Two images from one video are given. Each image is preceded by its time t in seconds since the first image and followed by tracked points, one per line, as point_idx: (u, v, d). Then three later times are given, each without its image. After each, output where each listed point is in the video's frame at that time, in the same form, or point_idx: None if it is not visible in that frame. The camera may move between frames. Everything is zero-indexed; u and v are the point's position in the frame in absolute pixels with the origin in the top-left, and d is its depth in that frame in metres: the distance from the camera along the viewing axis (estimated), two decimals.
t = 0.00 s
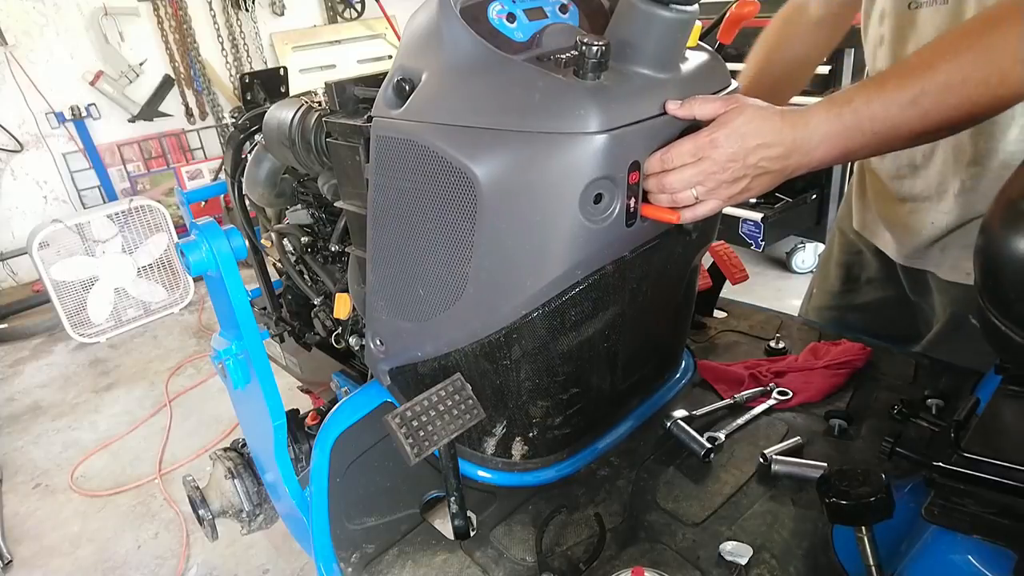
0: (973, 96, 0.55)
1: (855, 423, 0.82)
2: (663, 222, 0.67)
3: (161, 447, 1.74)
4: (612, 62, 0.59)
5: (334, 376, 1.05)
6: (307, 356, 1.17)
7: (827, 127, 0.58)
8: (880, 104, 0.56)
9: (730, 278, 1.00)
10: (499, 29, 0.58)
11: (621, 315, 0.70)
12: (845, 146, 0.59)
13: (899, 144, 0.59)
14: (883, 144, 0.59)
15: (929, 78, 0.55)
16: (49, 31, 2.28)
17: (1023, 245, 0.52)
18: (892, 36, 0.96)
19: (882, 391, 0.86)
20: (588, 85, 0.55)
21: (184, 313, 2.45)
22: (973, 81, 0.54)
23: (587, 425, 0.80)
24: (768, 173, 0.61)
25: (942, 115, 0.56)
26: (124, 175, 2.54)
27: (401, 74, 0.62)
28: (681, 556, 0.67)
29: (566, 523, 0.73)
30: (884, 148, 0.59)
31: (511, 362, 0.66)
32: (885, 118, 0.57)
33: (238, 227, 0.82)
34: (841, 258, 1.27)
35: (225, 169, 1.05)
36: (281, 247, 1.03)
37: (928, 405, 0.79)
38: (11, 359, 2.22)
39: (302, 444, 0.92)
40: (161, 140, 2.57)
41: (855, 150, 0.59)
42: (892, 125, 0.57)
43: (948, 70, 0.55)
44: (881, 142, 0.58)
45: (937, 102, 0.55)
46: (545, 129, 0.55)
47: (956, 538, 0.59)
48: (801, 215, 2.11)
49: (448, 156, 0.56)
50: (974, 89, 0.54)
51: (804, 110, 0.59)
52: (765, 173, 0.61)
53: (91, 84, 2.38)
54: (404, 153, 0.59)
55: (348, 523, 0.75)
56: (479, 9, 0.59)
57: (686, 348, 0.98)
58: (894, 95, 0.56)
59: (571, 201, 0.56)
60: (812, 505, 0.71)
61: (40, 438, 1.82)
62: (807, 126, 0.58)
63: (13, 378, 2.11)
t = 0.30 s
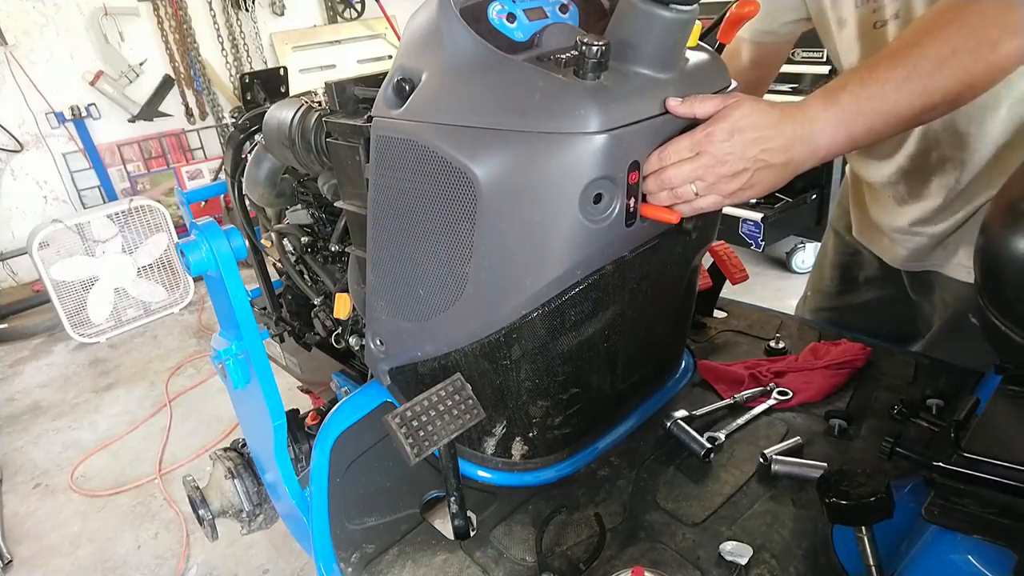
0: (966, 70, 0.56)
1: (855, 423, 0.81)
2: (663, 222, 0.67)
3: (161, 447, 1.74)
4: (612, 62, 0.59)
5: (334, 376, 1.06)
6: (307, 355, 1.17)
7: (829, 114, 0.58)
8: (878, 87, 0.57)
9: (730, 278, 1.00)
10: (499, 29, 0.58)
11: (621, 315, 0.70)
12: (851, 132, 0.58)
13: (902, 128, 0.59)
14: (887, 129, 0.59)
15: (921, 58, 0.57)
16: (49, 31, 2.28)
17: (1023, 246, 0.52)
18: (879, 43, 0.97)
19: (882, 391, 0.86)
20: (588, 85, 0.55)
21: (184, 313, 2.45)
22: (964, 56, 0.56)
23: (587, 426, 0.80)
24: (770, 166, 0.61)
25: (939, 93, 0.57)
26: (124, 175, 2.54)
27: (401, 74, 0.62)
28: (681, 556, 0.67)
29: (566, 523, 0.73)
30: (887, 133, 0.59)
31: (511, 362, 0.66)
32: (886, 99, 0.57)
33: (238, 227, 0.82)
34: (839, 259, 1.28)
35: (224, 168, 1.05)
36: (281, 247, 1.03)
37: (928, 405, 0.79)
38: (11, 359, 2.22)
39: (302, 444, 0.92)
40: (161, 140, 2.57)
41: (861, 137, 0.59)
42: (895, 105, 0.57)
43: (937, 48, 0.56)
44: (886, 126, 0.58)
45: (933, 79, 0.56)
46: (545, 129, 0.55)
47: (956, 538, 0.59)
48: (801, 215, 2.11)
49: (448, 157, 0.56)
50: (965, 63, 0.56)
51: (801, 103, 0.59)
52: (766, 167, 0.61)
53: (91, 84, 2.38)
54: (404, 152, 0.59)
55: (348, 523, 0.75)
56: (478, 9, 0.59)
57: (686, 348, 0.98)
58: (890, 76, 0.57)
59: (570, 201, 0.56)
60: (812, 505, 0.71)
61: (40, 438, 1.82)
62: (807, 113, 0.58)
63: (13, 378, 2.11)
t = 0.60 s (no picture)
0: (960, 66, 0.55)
1: (855, 423, 0.81)
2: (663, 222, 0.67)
3: (161, 447, 1.74)
4: (612, 62, 0.59)
5: (334, 376, 1.06)
6: (307, 355, 1.17)
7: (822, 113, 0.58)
8: (870, 85, 0.57)
9: (730, 278, 1.00)
10: (499, 29, 0.58)
11: (622, 316, 0.70)
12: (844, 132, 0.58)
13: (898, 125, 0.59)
14: (882, 127, 0.58)
15: (912, 55, 0.56)
16: (49, 31, 2.28)
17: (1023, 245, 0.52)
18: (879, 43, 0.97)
19: (882, 390, 0.86)
20: (588, 85, 0.55)
21: (184, 313, 2.45)
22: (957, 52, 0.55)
23: (588, 426, 0.80)
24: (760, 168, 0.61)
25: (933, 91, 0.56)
26: (124, 175, 2.54)
27: (401, 74, 0.62)
28: (681, 556, 0.67)
29: (566, 523, 0.73)
30: (883, 131, 0.59)
31: (511, 362, 0.66)
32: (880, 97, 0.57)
33: (238, 227, 0.82)
34: (838, 258, 1.27)
35: (224, 168, 1.05)
36: (281, 247, 1.03)
37: (928, 405, 0.79)
38: (11, 359, 2.22)
39: (302, 444, 0.92)
40: (161, 140, 2.57)
41: (856, 136, 0.59)
42: (888, 103, 0.57)
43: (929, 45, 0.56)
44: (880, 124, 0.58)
45: (927, 76, 0.56)
46: (543, 129, 0.55)
47: (956, 538, 0.59)
48: (801, 215, 2.11)
49: (447, 156, 0.56)
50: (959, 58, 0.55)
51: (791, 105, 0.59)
52: (758, 171, 0.61)
53: (91, 84, 2.38)
54: (403, 152, 0.59)
55: (348, 523, 0.75)
56: (478, 9, 0.59)
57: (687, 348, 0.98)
58: (882, 75, 0.57)
59: (570, 202, 0.56)
60: (812, 505, 0.71)
61: (40, 438, 1.82)
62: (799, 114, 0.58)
63: (13, 378, 2.11)
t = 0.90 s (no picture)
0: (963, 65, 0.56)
1: (855, 423, 0.82)
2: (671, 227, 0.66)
3: (161, 447, 1.74)
4: (612, 62, 0.59)
5: (334, 376, 1.06)
6: (307, 355, 1.17)
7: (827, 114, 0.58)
8: (874, 87, 0.57)
9: (730, 278, 1.00)
10: (499, 29, 0.58)
11: (630, 322, 0.69)
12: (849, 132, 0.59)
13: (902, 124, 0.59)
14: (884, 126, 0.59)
15: (917, 55, 0.56)
16: (49, 31, 2.28)
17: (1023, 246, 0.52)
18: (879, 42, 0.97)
19: (882, 391, 0.86)
20: (588, 85, 0.55)
21: (184, 313, 2.45)
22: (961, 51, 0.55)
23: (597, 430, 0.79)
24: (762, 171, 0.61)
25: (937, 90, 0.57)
26: (124, 175, 2.54)
27: (401, 74, 0.62)
28: (681, 556, 0.67)
29: (565, 523, 0.73)
30: (887, 131, 0.59)
31: (513, 363, 0.65)
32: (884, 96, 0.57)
33: (238, 227, 0.82)
34: (840, 259, 1.27)
35: (224, 168, 1.05)
36: (281, 247, 1.03)
37: (928, 405, 0.79)
38: (11, 359, 2.22)
39: (302, 444, 0.92)
40: (161, 140, 2.57)
41: (860, 138, 0.59)
42: (891, 103, 0.57)
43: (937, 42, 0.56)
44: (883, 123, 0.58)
45: (931, 76, 0.56)
46: (546, 129, 0.55)
47: (956, 538, 0.59)
48: (801, 215, 2.11)
49: (450, 157, 0.56)
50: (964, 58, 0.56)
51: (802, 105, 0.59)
52: (765, 172, 0.61)
53: (91, 84, 2.38)
54: (408, 151, 0.59)
55: (348, 523, 0.75)
56: (479, 9, 0.59)
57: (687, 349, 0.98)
58: (887, 76, 0.57)
59: (573, 203, 0.56)
60: (812, 505, 0.71)
61: (40, 438, 1.82)
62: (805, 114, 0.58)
63: (13, 378, 2.11)
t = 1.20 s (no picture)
0: (969, 73, 0.54)
1: (855, 423, 0.82)
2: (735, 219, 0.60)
3: (161, 447, 1.74)
4: (612, 63, 0.59)
5: (334, 376, 1.06)
6: (307, 355, 1.17)
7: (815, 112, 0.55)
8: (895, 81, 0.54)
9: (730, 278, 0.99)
10: (499, 29, 0.58)
11: (702, 323, 0.64)
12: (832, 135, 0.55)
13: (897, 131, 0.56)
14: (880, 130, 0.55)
15: (937, 55, 0.54)
16: (48, 31, 2.28)
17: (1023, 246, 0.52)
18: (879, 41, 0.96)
19: (882, 391, 0.86)
20: (588, 85, 0.55)
21: (184, 313, 2.45)
22: (965, 58, 0.54)
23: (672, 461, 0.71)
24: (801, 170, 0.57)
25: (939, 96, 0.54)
26: (124, 175, 2.54)
27: (401, 74, 0.62)
28: (681, 556, 0.67)
29: (566, 523, 0.73)
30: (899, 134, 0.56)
31: (585, 382, 0.60)
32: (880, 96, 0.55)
33: (238, 227, 0.82)
34: (839, 258, 1.26)
35: (224, 168, 1.05)
36: (281, 247, 1.03)
37: (928, 405, 0.79)
38: (11, 360, 2.22)
39: (302, 444, 0.93)
40: (161, 140, 2.57)
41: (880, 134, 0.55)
42: (914, 102, 0.54)
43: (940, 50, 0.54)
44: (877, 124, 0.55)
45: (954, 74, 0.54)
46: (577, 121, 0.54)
47: (956, 538, 0.59)
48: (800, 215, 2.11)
49: (500, 156, 0.54)
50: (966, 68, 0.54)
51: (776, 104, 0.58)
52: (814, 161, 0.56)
53: (91, 84, 2.38)
54: (452, 159, 0.57)
55: (348, 523, 0.76)
56: (478, 9, 0.59)
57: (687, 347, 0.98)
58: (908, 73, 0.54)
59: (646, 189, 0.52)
60: (812, 505, 0.71)
61: (40, 438, 1.82)
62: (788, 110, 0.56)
63: (13, 378, 2.11)
